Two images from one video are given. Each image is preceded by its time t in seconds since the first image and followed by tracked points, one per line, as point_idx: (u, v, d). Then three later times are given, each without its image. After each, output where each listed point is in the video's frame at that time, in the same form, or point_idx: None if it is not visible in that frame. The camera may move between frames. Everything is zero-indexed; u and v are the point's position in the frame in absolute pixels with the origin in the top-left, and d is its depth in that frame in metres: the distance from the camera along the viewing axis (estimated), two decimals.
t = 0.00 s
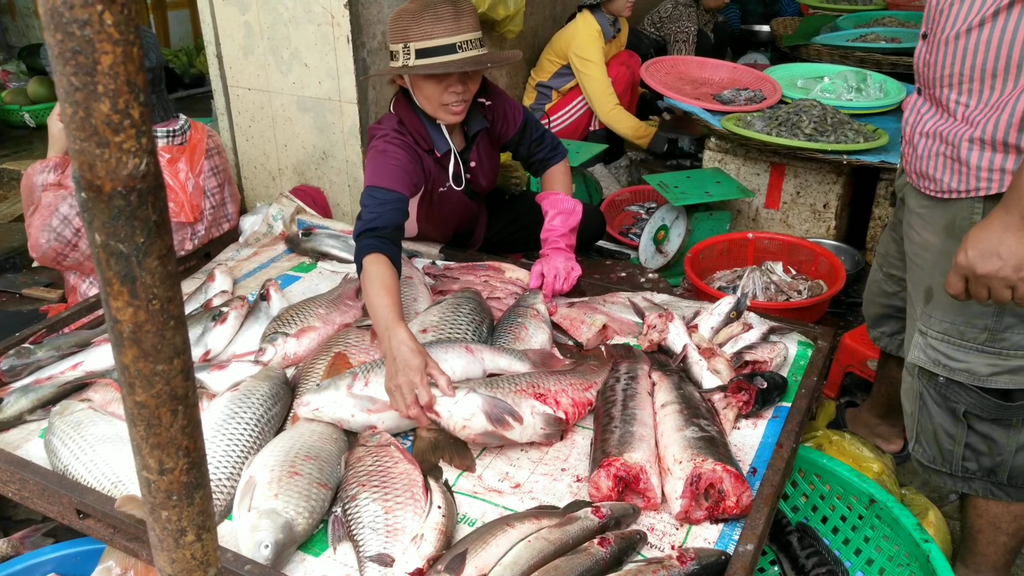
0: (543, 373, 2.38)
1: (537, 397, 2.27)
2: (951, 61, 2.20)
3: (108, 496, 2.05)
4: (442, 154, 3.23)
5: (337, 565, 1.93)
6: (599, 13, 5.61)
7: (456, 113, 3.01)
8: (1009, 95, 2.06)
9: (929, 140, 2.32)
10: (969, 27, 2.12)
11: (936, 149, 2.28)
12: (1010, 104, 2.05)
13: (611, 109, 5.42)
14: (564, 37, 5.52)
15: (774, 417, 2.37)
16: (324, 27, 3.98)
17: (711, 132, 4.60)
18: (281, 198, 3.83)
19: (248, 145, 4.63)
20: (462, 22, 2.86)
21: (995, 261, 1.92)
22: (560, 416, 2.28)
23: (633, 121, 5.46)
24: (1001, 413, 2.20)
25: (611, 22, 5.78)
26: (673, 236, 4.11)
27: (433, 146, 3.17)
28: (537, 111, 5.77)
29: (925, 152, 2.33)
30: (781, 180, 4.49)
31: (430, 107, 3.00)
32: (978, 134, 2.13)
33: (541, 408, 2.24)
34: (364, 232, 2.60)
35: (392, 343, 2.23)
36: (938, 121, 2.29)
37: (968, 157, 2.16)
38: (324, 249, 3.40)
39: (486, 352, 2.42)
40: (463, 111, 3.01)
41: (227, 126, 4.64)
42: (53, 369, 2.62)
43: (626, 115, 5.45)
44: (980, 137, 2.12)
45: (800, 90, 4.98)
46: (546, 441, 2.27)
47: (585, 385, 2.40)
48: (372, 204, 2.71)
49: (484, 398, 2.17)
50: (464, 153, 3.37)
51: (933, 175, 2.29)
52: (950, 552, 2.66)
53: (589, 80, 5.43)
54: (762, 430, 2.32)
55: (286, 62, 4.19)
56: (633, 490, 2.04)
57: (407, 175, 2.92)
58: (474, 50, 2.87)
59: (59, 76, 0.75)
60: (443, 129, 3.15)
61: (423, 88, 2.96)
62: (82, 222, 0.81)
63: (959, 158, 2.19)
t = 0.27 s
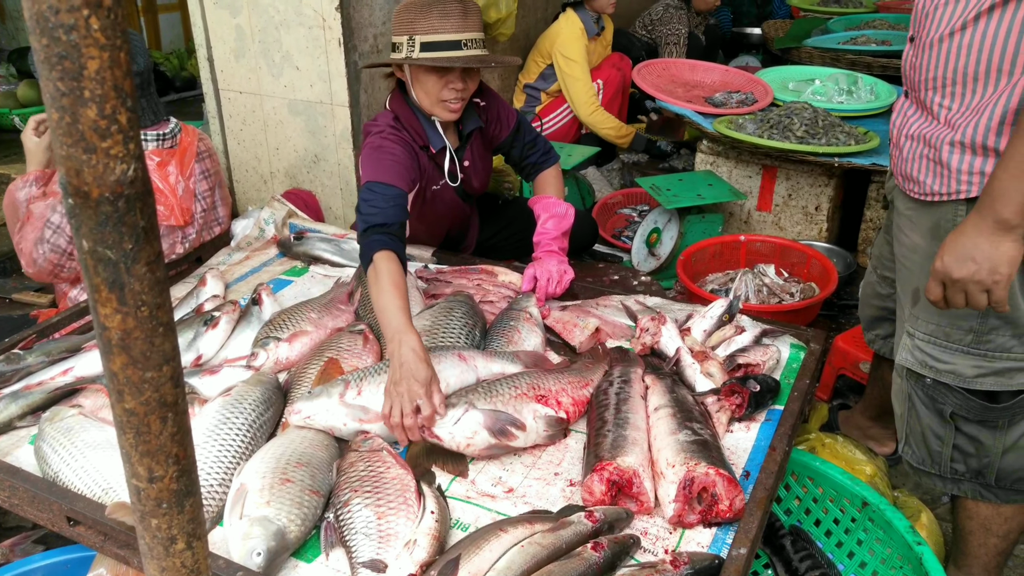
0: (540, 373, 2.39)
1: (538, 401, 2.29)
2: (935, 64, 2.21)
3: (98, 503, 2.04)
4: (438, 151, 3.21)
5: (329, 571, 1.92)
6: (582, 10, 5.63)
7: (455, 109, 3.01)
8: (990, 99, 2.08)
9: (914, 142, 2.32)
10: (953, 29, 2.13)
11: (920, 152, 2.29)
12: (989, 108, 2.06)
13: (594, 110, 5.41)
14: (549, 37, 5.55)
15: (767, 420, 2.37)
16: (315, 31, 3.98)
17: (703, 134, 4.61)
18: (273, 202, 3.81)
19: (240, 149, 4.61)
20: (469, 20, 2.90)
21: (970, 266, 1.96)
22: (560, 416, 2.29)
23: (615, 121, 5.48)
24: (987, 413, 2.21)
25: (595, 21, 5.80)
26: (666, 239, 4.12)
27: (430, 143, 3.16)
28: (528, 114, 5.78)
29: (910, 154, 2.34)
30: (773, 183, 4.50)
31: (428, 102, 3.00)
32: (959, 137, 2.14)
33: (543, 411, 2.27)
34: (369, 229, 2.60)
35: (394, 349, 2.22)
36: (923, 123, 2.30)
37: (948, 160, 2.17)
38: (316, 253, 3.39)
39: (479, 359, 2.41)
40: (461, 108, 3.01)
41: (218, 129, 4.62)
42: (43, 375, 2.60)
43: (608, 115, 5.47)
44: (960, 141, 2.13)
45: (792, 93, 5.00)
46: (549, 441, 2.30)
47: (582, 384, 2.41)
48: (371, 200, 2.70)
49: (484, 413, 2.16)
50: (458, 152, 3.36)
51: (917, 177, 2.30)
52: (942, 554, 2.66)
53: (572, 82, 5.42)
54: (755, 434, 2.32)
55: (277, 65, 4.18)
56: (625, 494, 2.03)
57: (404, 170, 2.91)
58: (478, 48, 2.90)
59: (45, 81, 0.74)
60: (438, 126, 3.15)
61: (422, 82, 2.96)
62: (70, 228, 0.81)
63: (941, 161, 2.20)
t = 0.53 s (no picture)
0: (541, 374, 2.39)
1: (539, 400, 2.29)
2: (931, 66, 2.22)
3: (100, 504, 2.04)
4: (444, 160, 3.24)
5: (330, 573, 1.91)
6: (583, 10, 5.63)
7: (463, 121, 3.02)
8: (982, 101, 2.08)
9: (909, 143, 2.33)
10: (949, 31, 2.13)
11: (914, 152, 2.30)
12: (981, 110, 2.06)
13: (584, 109, 5.43)
14: (549, 37, 5.56)
15: (769, 423, 2.37)
16: (317, 33, 3.98)
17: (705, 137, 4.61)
18: (274, 203, 3.81)
19: (242, 150, 4.61)
20: (478, 32, 2.91)
21: (925, 254, 1.99)
22: (562, 417, 2.30)
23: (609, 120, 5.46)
24: (984, 415, 2.20)
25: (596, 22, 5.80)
26: (667, 241, 4.14)
27: (435, 151, 3.18)
28: (530, 116, 5.78)
29: (905, 154, 2.35)
30: (775, 186, 4.50)
31: (436, 114, 3.01)
32: (951, 139, 2.14)
33: (546, 411, 2.28)
34: (373, 240, 2.58)
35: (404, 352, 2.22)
36: (918, 124, 2.31)
37: (942, 161, 2.18)
38: (318, 255, 3.40)
39: (478, 360, 2.41)
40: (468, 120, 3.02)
41: (220, 130, 4.62)
42: (45, 376, 2.60)
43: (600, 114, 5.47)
44: (953, 143, 2.14)
45: (793, 95, 5.00)
46: (551, 441, 2.31)
47: (584, 385, 2.41)
48: (377, 210, 2.70)
49: (490, 404, 2.18)
50: (463, 160, 3.36)
51: (913, 178, 2.31)
52: (944, 558, 2.66)
53: (568, 80, 5.45)
54: (756, 436, 2.32)
55: (280, 67, 4.19)
56: (627, 496, 2.03)
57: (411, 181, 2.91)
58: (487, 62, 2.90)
59: (48, 83, 0.74)
60: (445, 134, 3.16)
61: (431, 93, 2.96)
62: (72, 230, 0.81)
63: (934, 162, 2.21)
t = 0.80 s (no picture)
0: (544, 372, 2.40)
1: (543, 397, 2.29)
2: (931, 65, 2.21)
3: (102, 503, 2.04)
4: (440, 157, 3.23)
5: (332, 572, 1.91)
6: (588, 12, 5.63)
7: (461, 118, 3.03)
8: (980, 100, 2.07)
9: (910, 142, 2.32)
10: (950, 30, 2.13)
11: (916, 151, 2.30)
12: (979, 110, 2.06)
13: (580, 111, 5.42)
14: (552, 38, 5.56)
15: (772, 423, 2.37)
16: (320, 32, 3.98)
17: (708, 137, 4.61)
18: (277, 202, 3.81)
19: (245, 149, 4.61)
20: (478, 29, 2.90)
21: (917, 251, 1.98)
22: (566, 414, 2.30)
23: (603, 120, 5.42)
24: (986, 415, 2.20)
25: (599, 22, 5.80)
26: (670, 241, 4.14)
27: (432, 148, 3.17)
28: (533, 115, 5.78)
29: (907, 153, 2.35)
30: (778, 186, 4.49)
31: (434, 111, 3.02)
32: (950, 138, 2.14)
33: (550, 408, 2.28)
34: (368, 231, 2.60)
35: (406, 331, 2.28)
36: (919, 123, 2.30)
37: (942, 161, 2.18)
38: (320, 254, 3.40)
39: (478, 357, 2.40)
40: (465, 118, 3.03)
41: (223, 130, 4.62)
42: (48, 374, 2.60)
43: (596, 115, 5.44)
44: (952, 142, 2.13)
45: (797, 95, 4.99)
46: (554, 439, 2.30)
47: (587, 383, 2.41)
48: (372, 202, 2.72)
49: (495, 399, 2.18)
50: (460, 157, 3.36)
51: (914, 177, 2.31)
52: (946, 559, 2.65)
53: (565, 83, 5.45)
54: (759, 437, 2.31)
55: (282, 66, 4.19)
56: (630, 497, 2.03)
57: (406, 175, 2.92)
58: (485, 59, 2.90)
59: (52, 82, 0.74)
60: (442, 131, 3.16)
61: (428, 90, 2.97)
62: (76, 229, 0.80)
63: (935, 161, 2.21)
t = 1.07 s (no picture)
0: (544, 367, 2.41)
1: (541, 383, 2.30)
2: (932, 64, 2.21)
3: (101, 501, 2.03)
4: (435, 148, 3.22)
5: (331, 570, 1.91)
6: (588, 10, 5.62)
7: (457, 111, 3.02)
8: (982, 99, 2.07)
9: (911, 141, 2.32)
10: (950, 29, 2.13)
11: (916, 150, 2.29)
12: (981, 108, 2.06)
13: (583, 110, 5.43)
14: (551, 35, 5.55)
15: (771, 421, 2.37)
16: (319, 29, 3.97)
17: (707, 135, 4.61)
18: (275, 200, 3.80)
19: (243, 147, 4.61)
20: (478, 24, 2.90)
21: (933, 257, 1.98)
22: (563, 401, 2.30)
23: (607, 118, 5.47)
24: (985, 413, 2.20)
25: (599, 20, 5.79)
26: (669, 239, 4.12)
27: (428, 140, 3.17)
28: (532, 113, 5.77)
29: (907, 152, 2.34)
30: (777, 184, 4.49)
31: (430, 104, 3.01)
32: (951, 137, 2.13)
33: (547, 391, 2.28)
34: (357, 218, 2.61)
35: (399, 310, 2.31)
36: (919, 122, 2.30)
37: (943, 159, 2.17)
38: (319, 252, 3.39)
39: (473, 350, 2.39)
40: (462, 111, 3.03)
41: (222, 127, 4.62)
42: (46, 372, 2.60)
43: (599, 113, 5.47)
44: (953, 140, 2.13)
45: (796, 93, 4.98)
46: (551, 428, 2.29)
47: (587, 378, 2.41)
48: (363, 189, 2.74)
49: (492, 373, 2.19)
50: (457, 151, 3.35)
51: (914, 176, 2.31)
52: (945, 557, 2.66)
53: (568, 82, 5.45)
54: (759, 435, 2.31)
55: (281, 63, 4.18)
56: (630, 495, 2.03)
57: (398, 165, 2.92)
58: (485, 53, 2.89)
59: (51, 78, 0.73)
60: (438, 124, 3.15)
61: (426, 82, 2.97)
62: (75, 226, 0.80)
63: (935, 160, 2.20)
